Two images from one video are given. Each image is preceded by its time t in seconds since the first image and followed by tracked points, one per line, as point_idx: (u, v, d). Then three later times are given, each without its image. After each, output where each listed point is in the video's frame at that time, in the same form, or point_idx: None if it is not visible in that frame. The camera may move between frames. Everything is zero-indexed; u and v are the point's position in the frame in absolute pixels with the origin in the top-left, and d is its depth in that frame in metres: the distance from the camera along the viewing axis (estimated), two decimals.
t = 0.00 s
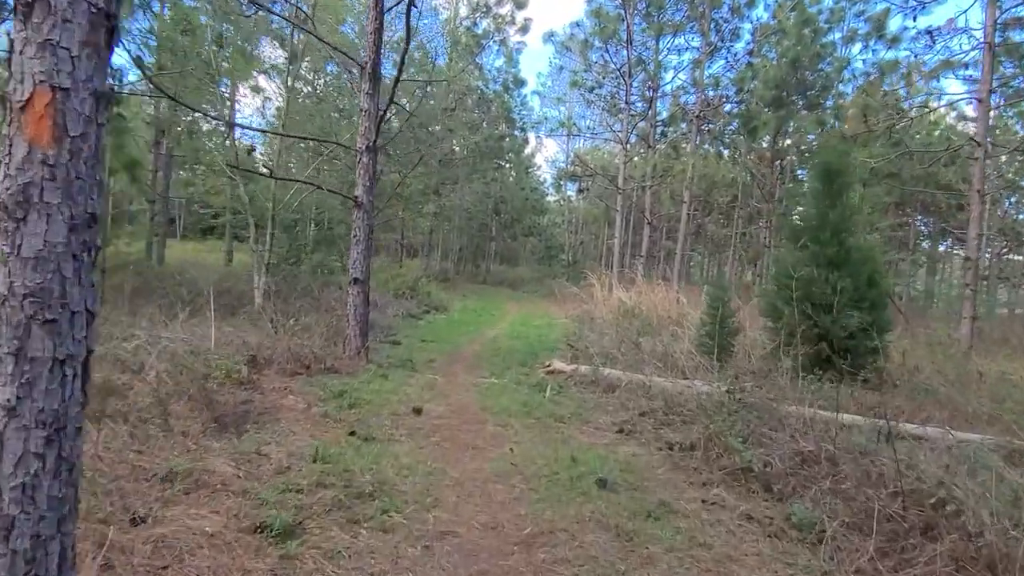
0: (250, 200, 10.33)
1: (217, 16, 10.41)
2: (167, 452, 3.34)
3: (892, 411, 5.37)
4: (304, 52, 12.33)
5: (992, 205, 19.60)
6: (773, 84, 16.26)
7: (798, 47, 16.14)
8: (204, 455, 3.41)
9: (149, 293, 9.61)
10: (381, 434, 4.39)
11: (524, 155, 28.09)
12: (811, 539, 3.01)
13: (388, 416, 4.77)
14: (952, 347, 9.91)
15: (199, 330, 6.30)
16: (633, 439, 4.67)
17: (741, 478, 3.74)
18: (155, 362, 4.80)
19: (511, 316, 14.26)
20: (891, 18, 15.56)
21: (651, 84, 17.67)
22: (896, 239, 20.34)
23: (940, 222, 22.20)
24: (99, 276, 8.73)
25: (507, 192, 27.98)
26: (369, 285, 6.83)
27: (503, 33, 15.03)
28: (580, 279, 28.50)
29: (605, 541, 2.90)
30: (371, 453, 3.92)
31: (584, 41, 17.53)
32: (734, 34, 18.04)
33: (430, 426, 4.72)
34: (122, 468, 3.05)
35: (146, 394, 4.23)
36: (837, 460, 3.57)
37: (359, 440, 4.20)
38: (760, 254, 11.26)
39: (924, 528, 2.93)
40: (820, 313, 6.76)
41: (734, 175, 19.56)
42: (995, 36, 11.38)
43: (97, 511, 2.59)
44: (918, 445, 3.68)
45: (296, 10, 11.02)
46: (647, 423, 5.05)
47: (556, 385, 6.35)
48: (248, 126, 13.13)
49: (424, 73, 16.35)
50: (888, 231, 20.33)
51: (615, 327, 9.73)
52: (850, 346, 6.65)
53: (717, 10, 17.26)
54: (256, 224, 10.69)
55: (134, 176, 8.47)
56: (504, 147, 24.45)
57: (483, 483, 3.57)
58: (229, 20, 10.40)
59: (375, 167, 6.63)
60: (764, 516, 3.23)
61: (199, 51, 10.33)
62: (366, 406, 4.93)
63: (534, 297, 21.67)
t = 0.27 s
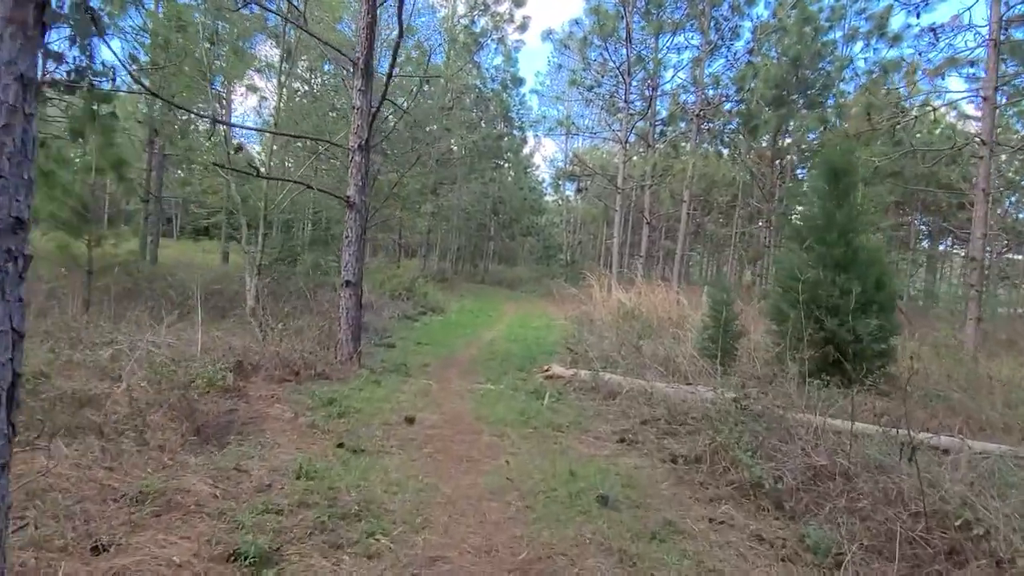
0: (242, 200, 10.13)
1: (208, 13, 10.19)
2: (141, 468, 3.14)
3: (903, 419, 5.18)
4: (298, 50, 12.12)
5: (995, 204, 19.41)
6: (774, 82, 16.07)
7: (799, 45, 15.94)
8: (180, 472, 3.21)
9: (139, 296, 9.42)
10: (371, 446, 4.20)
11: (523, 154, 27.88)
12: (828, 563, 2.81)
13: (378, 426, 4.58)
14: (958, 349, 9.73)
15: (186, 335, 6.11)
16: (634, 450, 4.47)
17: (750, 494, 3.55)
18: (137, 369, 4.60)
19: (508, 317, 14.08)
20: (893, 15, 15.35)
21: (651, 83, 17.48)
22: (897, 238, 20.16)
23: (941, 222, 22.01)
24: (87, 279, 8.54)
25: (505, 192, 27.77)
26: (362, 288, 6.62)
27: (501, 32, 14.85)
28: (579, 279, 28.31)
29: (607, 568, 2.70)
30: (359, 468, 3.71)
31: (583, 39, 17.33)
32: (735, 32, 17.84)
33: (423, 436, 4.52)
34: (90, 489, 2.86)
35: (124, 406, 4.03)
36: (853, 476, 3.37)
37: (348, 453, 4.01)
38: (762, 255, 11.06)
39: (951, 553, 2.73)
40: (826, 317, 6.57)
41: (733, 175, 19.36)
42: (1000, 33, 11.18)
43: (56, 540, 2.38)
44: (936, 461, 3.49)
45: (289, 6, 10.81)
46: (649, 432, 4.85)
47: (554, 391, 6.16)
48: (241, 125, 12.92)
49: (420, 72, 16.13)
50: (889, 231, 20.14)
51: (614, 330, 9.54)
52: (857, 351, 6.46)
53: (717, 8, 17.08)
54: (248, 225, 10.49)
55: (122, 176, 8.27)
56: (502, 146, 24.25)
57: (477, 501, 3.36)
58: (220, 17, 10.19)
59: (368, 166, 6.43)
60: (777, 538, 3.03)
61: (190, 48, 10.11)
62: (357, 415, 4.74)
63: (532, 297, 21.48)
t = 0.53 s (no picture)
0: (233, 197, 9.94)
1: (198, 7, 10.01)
2: (104, 478, 2.95)
3: (910, 424, 4.99)
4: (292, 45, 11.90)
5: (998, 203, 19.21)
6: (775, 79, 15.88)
7: (800, 41, 15.74)
8: (149, 480, 3.02)
9: (126, 295, 9.22)
10: (356, 451, 4.01)
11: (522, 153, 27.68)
12: None
13: (364, 430, 4.38)
14: (964, 350, 9.54)
15: (170, 336, 5.92)
16: (632, 455, 4.29)
17: (753, 503, 3.36)
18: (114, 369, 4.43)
19: (506, 317, 13.87)
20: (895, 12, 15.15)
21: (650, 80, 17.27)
22: (899, 238, 19.97)
23: (943, 221, 21.80)
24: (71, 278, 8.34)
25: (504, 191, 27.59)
26: (352, 286, 6.42)
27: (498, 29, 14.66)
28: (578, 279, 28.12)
29: None
30: (342, 474, 3.52)
31: (581, 36, 17.14)
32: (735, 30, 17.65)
33: (411, 441, 4.33)
34: (47, 499, 2.67)
35: (96, 408, 3.85)
36: (862, 485, 3.18)
37: (331, 459, 3.83)
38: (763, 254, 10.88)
39: (970, 570, 2.54)
40: (829, 317, 6.38)
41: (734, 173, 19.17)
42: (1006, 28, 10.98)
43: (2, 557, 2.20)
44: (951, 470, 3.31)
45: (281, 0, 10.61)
46: (647, 437, 4.67)
47: (550, 393, 5.96)
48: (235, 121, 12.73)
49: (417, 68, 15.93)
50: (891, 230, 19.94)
51: (613, 329, 9.36)
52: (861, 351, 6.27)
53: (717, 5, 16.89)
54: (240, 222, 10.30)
55: (108, 172, 8.12)
56: (500, 144, 24.07)
57: (464, 512, 3.17)
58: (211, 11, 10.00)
59: (359, 161, 6.23)
60: (782, 551, 2.85)
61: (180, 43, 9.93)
62: (343, 418, 4.55)
63: (531, 296, 21.30)
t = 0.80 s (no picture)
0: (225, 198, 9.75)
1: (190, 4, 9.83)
2: (62, 497, 2.75)
3: (920, 433, 4.79)
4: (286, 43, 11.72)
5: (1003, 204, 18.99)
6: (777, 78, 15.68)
7: (802, 40, 15.53)
8: (112, 499, 2.82)
9: (116, 297, 9.03)
10: (339, 464, 3.82)
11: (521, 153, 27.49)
12: None
13: (350, 441, 4.18)
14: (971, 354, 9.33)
15: (153, 341, 5.73)
16: (631, 468, 4.09)
17: (759, 523, 3.16)
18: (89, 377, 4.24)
19: (504, 319, 13.67)
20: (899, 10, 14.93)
21: (651, 78, 17.07)
22: (902, 239, 19.78)
23: (947, 222, 21.60)
24: (57, 279, 8.15)
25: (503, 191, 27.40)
26: (342, 289, 6.22)
27: (496, 27, 14.48)
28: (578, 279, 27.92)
29: None
30: (322, 490, 3.32)
31: (581, 34, 16.94)
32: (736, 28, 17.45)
33: (399, 453, 4.13)
34: None
35: (65, 420, 3.66)
36: (875, 506, 2.98)
37: (313, 473, 3.63)
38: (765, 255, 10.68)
39: None
40: (835, 320, 6.19)
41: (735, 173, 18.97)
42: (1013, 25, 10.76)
43: None
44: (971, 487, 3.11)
45: None
46: (647, 447, 4.47)
47: (546, 399, 5.76)
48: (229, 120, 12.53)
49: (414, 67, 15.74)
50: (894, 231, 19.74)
51: (612, 332, 9.17)
52: (868, 357, 6.07)
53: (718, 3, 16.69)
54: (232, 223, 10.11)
55: (95, 171, 7.93)
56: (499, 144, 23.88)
57: (450, 533, 2.97)
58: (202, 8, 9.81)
59: (349, 159, 6.04)
60: None
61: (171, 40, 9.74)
62: (328, 428, 4.35)
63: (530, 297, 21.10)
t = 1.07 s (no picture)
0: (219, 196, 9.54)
1: None
2: (27, 517, 2.56)
3: (939, 442, 4.58)
4: (283, 39, 11.52)
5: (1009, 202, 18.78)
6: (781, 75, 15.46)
7: (807, 36, 15.30)
8: (81, 519, 2.63)
9: (107, 298, 8.83)
10: (331, 474, 3.62)
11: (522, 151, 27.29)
12: None
13: (342, 450, 3.99)
14: (982, 354, 9.14)
15: (141, 344, 5.53)
16: (636, 479, 3.89)
17: (774, 541, 2.96)
18: (68, 383, 4.04)
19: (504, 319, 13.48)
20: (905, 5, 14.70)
21: (652, 76, 16.87)
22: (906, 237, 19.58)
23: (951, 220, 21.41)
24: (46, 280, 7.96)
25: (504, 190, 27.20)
26: (337, 290, 6.03)
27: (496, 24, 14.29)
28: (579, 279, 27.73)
29: None
30: (311, 505, 3.13)
31: (582, 30, 16.72)
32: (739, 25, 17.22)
33: (394, 462, 3.94)
34: None
35: (39, 432, 3.46)
36: (900, 527, 2.78)
37: (302, 485, 3.44)
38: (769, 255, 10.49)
39: None
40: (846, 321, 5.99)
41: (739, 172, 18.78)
42: None
43: None
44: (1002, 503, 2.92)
45: None
46: (653, 456, 4.27)
47: (548, 404, 5.57)
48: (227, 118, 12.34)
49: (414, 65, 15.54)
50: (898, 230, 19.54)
51: (615, 333, 8.98)
52: (880, 359, 5.88)
53: None
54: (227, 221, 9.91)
55: (85, 169, 7.74)
56: (499, 142, 23.67)
57: (447, 552, 2.78)
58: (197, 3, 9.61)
59: (343, 156, 5.84)
60: None
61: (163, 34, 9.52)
62: (320, 435, 4.16)
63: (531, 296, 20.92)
